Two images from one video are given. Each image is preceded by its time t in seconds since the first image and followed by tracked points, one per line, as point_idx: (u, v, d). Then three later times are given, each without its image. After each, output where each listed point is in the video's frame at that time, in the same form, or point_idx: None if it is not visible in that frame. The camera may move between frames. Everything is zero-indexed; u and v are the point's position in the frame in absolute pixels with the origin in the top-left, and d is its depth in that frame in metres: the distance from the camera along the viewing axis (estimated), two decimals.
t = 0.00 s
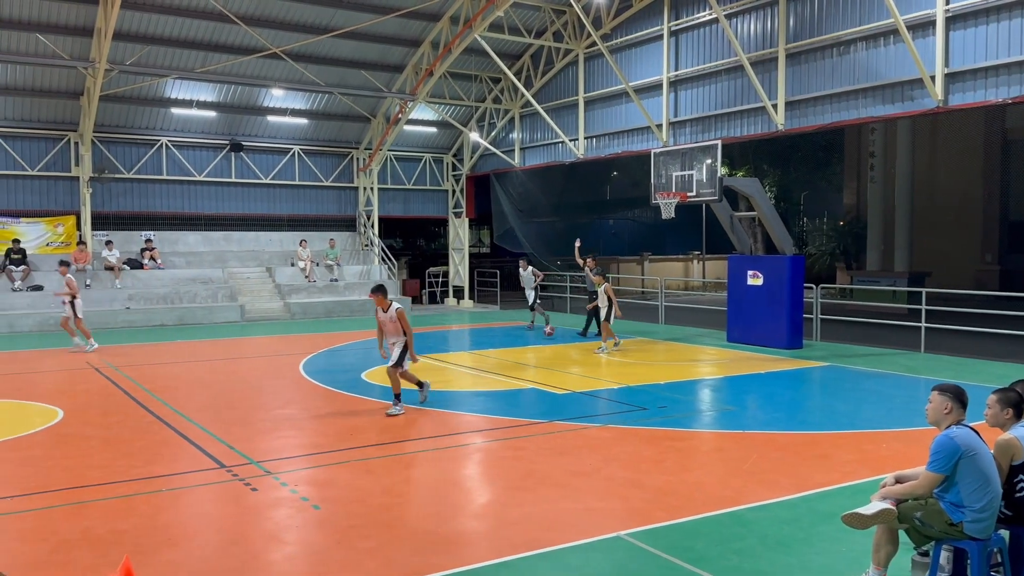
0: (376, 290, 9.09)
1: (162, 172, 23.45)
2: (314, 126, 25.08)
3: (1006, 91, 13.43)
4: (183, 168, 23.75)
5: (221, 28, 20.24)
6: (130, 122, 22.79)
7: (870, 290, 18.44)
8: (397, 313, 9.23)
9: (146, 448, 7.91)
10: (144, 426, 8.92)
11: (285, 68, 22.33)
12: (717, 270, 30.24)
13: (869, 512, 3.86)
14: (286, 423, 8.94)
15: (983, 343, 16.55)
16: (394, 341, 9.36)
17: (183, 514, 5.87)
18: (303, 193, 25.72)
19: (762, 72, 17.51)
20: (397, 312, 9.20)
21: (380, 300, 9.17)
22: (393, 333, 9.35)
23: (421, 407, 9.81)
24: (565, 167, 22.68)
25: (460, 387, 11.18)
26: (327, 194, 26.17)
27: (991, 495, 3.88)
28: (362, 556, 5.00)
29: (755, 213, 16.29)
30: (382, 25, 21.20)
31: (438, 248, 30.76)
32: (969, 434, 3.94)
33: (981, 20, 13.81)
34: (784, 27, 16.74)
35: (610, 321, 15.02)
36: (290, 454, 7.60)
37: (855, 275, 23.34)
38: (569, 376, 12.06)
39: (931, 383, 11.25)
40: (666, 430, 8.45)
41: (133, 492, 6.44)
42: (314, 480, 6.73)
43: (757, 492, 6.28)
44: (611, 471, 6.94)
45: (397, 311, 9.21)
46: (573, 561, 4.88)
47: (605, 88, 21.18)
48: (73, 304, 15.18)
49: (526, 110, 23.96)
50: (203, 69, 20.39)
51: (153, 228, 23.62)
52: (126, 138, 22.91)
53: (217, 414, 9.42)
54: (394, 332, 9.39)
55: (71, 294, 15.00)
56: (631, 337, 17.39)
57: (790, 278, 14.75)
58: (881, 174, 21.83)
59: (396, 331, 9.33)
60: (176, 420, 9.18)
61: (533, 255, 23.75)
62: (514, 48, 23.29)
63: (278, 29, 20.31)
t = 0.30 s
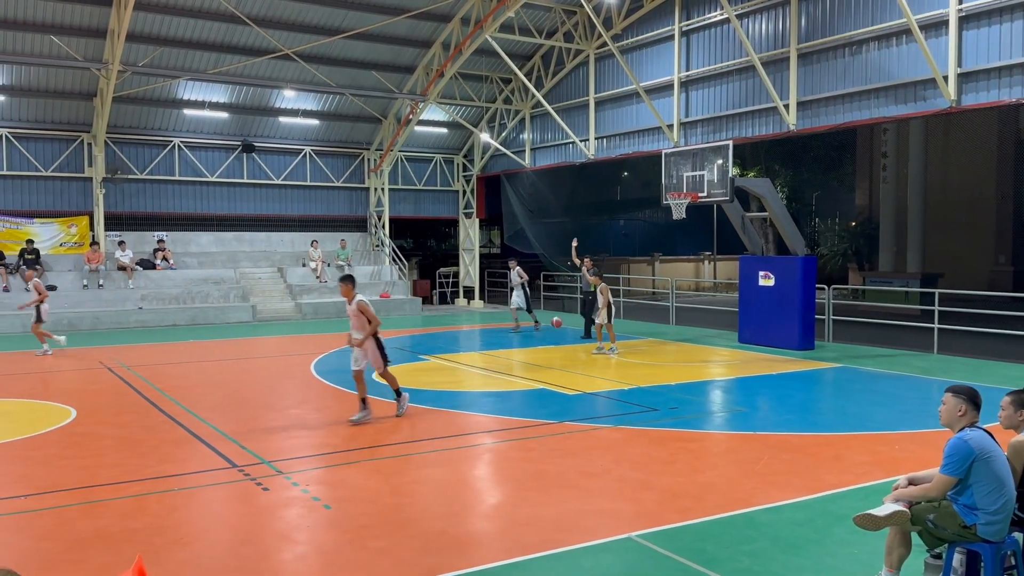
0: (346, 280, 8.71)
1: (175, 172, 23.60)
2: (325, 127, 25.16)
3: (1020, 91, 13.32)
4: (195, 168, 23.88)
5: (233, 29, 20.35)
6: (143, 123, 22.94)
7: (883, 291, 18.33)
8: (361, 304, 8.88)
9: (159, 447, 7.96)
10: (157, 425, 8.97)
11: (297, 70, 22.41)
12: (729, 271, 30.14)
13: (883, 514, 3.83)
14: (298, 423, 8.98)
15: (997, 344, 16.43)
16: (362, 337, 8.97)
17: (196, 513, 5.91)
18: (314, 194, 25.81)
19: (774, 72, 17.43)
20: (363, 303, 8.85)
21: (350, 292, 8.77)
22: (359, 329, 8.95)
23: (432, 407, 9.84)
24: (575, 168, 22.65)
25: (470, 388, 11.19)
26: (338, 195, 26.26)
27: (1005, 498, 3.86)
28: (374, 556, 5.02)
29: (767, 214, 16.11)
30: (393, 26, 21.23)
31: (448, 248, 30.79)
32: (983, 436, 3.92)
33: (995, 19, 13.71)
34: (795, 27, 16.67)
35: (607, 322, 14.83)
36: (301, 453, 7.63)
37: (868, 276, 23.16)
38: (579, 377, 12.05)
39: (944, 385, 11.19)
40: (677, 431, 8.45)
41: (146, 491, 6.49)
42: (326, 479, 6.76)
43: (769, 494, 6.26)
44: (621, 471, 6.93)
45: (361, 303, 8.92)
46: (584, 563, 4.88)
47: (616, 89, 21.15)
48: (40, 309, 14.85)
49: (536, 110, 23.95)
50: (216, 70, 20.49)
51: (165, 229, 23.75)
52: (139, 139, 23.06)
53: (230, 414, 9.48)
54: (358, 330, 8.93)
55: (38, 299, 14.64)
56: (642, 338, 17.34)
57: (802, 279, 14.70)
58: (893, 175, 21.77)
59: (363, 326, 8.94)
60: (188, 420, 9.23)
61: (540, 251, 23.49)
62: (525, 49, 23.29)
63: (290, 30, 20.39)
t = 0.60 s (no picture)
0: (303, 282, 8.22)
1: (186, 173, 23.73)
2: (335, 128, 25.24)
3: None
4: (206, 169, 24.00)
5: (244, 30, 20.43)
6: (154, 124, 23.07)
7: (894, 292, 18.23)
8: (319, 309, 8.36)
9: (170, 447, 8.00)
10: (168, 425, 9.01)
11: (308, 70, 22.49)
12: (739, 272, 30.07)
13: (895, 516, 3.81)
14: (308, 423, 9.00)
15: (1009, 345, 16.32)
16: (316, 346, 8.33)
17: (206, 512, 5.93)
18: (324, 194, 25.90)
19: (785, 72, 17.37)
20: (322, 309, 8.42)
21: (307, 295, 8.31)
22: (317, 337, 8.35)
23: (441, 407, 9.86)
24: (585, 168, 22.63)
25: (479, 388, 11.20)
26: (348, 195, 26.33)
27: (1019, 500, 3.83)
28: (383, 555, 5.03)
29: (777, 215, 15.89)
30: (402, 27, 21.27)
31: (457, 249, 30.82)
32: (996, 438, 3.89)
33: (1007, 19, 13.62)
34: (806, 27, 16.61)
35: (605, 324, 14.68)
36: (311, 453, 7.65)
37: (879, 277, 23.05)
38: (589, 378, 12.03)
39: (956, 386, 11.12)
40: (687, 432, 8.43)
41: (157, 490, 6.52)
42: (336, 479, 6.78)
43: (780, 495, 6.24)
44: (631, 472, 6.92)
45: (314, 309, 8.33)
46: (593, 563, 4.88)
47: (625, 89, 21.13)
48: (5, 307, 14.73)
49: (546, 111, 23.93)
50: (227, 71, 20.57)
51: (177, 230, 23.86)
52: (151, 140, 23.20)
53: (240, 414, 9.52)
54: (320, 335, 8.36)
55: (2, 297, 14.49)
56: (651, 339, 17.30)
57: (813, 280, 14.64)
58: (904, 175, 21.45)
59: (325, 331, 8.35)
60: (198, 420, 9.27)
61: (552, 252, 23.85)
62: (535, 49, 23.29)
63: (300, 31, 20.46)
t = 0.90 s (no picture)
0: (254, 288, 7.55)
1: (198, 173, 23.87)
2: (347, 128, 25.31)
3: None
4: (219, 169, 24.13)
5: (256, 31, 20.51)
6: (167, 124, 23.21)
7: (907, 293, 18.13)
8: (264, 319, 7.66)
9: (183, 445, 8.05)
10: (180, 424, 9.07)
11: (320, 71, 22.57)
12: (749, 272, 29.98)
13: (908, 519, 3.78)
14: (319, 422, 9.04)
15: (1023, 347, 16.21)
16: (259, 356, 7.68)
17: (219, 511, 5.97)
18: (336, 194, 25.99)
19: (797, 72, 17.29)
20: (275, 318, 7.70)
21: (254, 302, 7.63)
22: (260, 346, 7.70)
23: (452, 407, 9.88)
24: (596, 168, 22.58)
25: (489, 388, 11.21)
26: (360, 195, 26.41)
27: None
28: (393, 554, 5.05)
29: (790, 215, 15.78)
30: (414, 27, 21.31)
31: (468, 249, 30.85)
32: (1010, 440, 3.87)
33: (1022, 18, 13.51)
34: (819, 27, 16.53)
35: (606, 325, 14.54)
36: (322, 452, 7.68)
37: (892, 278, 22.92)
38: (599, 378, 12.03)
39: (969, 388, 11.05)
40: (697, 433, 8.42)
41: (170, 489, 6.56)
42: (347, 478, 6.81)
43: (792, 497, 6.22)
44: (641, 473, 6.91)
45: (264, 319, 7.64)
46: (604, 564, 4.87)
47: (636, 89, 21.10)
48: None
49: (557, 111, 23.92)
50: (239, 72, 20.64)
51: (189, 229, 23.98)
52: (164, 140, 23.34)
53: (251, 413, 9.57)
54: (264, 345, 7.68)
55: None
56: (662, 340, 17.27)
57: (825, 281, 14.58)
58: (918, 175, 21.18)
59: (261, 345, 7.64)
60: (210, 418, 9.33)
61: (562, 252, 24.12)
62: (546, 50, 23.27)
63: (312, 32, 20.53)
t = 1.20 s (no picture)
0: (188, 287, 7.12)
1: (212, 171, 24.01)
2: (359, 126, 25.39)
3: None
4: (232, 167, 24.26)
5: (269, 30, 20.59)
6: (181, 122, 23.34)
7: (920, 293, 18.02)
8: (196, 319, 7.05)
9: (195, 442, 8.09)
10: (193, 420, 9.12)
11: (333, 69, 22.65)
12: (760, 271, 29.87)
13: (922, 520, 3.76)
14: (331, 419, 9.08)
15: None
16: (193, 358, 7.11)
17: (231, 507, 5.99)
18: (348, 192, 26.07)
19: (811, 70, 17.20)
20: (203, 316, 7.02)
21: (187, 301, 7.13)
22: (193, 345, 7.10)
23: (463, 405, 9.89)
24: (608, 167, 22.55)
25: (500, 387, 11.22)
26: (372, 193, 26.49)
27: None
28: (403, 552, 5.05)
29: (802, 214, 15.70)
30: (426, 26, 21.34)
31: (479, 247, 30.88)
32: None
33: None
34: (833, 25, 16.44)
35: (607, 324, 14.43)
36: (334, 449, 7.71)
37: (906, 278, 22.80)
38: (610, 377, 12.01)
39: (983, 389, 10.97)
40: (709, 432, 8.40)
41: (183, 485, 6.60)
42: (358, 475, 6.83)
43: (804, 497, 6.19)
44: (652, 472, 6.90)
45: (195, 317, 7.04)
46: (615, 564, 4.86)
47: (649, 87, 21.06)
48: None
49: (569, 109, 23.91)
50: (253, 70, 20.74)
51: (203, 227, 24.11)
52: (177, 138, 23.47)
53: (264, 409, 9.61)
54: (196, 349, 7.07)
55: None
56: (673, 339, 17.24)
57: (838, 280, 14.49)
58: (932, 175, 20.37)
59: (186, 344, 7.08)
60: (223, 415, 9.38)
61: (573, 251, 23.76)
62: (558, 48, 23.24)
63: (325, 30, 20.60)
